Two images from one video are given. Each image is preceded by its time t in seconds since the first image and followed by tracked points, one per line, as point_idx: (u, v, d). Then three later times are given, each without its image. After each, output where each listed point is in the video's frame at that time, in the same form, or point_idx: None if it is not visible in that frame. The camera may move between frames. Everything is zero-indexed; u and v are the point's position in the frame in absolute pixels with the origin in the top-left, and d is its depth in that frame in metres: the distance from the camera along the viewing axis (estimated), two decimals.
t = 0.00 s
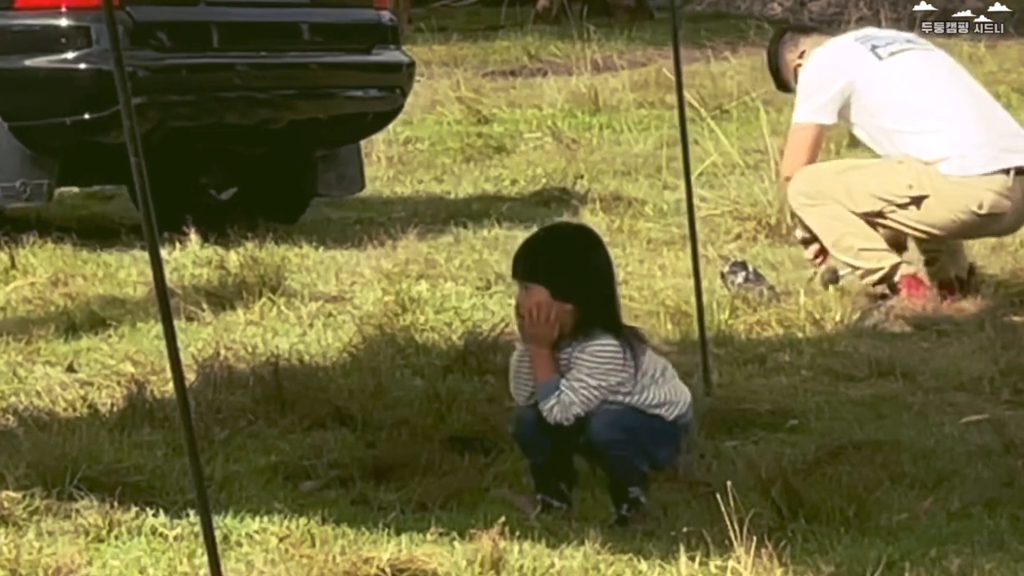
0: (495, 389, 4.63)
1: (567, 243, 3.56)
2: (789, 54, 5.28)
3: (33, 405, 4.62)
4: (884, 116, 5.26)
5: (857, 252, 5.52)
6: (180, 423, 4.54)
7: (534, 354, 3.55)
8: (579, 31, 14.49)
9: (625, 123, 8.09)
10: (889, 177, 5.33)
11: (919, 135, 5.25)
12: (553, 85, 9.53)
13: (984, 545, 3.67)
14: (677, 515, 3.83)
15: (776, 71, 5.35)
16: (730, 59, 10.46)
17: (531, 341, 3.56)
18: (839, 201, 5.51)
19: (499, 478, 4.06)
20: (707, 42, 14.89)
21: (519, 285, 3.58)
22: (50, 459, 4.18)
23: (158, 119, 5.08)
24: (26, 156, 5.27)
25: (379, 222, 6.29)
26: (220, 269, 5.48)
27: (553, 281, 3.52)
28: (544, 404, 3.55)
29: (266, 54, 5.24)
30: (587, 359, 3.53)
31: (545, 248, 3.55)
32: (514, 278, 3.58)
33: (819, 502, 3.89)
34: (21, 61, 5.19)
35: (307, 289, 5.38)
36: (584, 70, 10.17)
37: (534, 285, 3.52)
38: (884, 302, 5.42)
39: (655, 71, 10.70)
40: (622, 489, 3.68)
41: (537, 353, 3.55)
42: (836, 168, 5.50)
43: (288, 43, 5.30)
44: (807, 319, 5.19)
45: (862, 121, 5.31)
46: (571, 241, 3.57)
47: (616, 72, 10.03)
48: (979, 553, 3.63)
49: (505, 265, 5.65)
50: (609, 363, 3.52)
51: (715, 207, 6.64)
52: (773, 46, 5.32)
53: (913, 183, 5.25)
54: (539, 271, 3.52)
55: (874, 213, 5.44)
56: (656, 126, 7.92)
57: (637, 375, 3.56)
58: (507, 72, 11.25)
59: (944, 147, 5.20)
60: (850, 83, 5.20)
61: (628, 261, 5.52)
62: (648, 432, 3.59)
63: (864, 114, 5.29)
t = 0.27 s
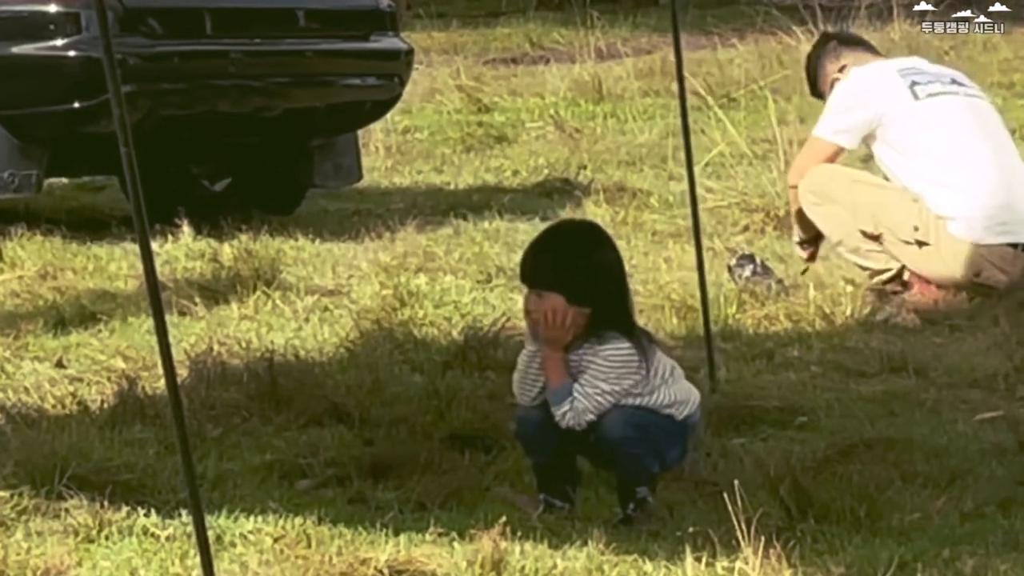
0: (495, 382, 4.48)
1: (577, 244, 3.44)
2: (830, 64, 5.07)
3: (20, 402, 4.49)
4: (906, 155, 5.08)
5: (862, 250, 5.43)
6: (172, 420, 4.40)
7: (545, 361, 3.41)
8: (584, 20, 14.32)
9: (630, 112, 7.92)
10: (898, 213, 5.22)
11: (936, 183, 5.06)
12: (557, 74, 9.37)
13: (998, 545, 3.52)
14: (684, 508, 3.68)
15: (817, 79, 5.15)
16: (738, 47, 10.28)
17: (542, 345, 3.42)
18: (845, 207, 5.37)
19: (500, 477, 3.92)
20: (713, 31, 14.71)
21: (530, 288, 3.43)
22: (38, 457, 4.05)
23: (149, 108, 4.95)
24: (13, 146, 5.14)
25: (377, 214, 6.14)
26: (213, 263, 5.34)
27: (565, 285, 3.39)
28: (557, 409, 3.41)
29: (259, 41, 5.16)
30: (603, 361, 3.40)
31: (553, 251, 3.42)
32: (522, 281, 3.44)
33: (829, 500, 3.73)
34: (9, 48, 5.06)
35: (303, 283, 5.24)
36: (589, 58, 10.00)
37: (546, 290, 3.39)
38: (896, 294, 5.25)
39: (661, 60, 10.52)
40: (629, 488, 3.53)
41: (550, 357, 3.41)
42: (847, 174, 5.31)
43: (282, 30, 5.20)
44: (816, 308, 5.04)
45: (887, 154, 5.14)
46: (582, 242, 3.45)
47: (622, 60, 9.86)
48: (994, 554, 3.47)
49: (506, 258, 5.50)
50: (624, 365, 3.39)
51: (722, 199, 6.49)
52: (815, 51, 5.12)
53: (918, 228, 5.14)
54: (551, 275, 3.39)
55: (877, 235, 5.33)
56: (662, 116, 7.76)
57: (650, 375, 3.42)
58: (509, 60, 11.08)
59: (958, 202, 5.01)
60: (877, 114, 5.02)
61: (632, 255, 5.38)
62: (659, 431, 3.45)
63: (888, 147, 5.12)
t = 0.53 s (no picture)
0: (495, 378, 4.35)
1: (581, 241, 3.31)
2: (854, 44, 4.85)
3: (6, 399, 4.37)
4: (931, 137, 4.85)
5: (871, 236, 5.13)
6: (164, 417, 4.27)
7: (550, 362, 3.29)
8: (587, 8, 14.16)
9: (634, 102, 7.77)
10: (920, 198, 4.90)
11: (961, 166, 4.83)
12: (561, 62, 9.21)
13: (1012, 545, 3.37)
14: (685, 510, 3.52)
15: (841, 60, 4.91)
16: (744, 35, 10.12)
17: (547, 346, 3.30)
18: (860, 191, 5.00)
19: (501, 476, 3.79)
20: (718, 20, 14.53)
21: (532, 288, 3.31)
22: (26, 456, 3.93)
23: (141, 97, 4.82)
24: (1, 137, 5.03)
25: (375, 207, 6.00)
26: (206, 256, 5.20)
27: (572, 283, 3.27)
28: (563, 413, 3.30)
29: (254, 28, 5.07)
30: (609, 363, 3.27)
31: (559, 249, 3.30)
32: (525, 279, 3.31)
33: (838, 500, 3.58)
34: None
35: (298, 277, 5.10)
36: (593, 46, 9.84)
37: (551, 290, 3.27)
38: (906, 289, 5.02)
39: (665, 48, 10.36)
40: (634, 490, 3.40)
41: (556, 358, 3.29)
42: (866, 157, 4.94)
43: (277, 18, 5.11)
44: (825, 301, 4.90)
45: (907, 137, 4.91)
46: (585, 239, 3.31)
47: (627, 47, 9.70)
48: (1008, 554, 3.33)
49: (508, 251, 5.35)
50: (628, 365, 3.26)
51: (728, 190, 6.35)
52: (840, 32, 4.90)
53: (943, 212, 4.85)
54: (557, 274, 3.27)
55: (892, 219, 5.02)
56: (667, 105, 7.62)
57: (653, 372, 3.29)
58: (511, 48, 10.93)
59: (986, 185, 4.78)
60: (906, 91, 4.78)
61: (637, 248, 5.25)
62: (663, 429, 3.31)
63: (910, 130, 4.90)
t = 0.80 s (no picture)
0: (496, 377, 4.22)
1: (577, 238, 3.19)
2: (873, 30, 4.70)
3: None
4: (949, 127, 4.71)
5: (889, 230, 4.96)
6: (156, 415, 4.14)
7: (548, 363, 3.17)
8: None
9: (637, 92, 7.63)
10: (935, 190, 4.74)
11: (975, 158, 4.70)
12: (562, 49, 9.08)
13: None
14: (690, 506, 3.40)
15: (860, 46, 4.77)
16: (748, 23, 10.00)
17: (545, 348, 3.18)
18: (876, 181, 4.84)
19: (501, 474, 3.68)
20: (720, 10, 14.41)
21: (527, 289, 3.19)
22: (13, 454, 3.81)
23: (133, 85, 4.71)
24: None
25: (371, 200, 5.89)
26: (199, 248, 5.08)
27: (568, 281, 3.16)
28: (564, 416, 3.17)
29: (248, 15, 4.95)
30: (609, 363, 3.15)
31: (554, 246, 3.18)
32: (520, 279, 3.20)
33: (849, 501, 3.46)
34: None
35: (294, 270, 4.99)
36: (595, 33, 9.71)
37: (547, 289, 3.15)
38: (918, 285, 4.89)
39: (667, 35, 10.24)
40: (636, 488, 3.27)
41: (554, 359, 3.17)
42: (881, 145, 4.78)
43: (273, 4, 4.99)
44: (834, 295, 4.78)
45: (925, 128, 4.79)
46: (581, 235, 3.19)
47: (628, 35, 9.57)
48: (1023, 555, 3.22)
49: (507, 244, 5.23)
50: (630, 364, 3.14)
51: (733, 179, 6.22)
52: (858, 16, 4.75)
53: (959, 204, 4.69)
54: (553, 273, 3.15)
55: (908, 211, 4.85)
56: (670, 97, 7.50)
57: (656, 371, 3.17)
58: (511, 36, 10.80)
59: (1003, 177, 4.64)
60: (925, 79, 4.65)
61: (641, 242, 5.12)
62: (666, 429, 3.19)
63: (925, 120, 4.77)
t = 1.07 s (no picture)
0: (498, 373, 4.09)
1: (577, 234, 3.05)
2: (886, 19, 4.57)
3: None
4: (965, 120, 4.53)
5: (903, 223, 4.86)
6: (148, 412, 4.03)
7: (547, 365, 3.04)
8: None
9: (641, 81, 7.50)
10: (950, 180, 4.61)
11: (990, 151, 4.48)
12: (563, 36, 8.96)
13: None
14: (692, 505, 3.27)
15: (873, 34, 4.64)
16: (753, 10, 9.87)
17: (544, 348, 3.05)
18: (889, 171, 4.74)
19: (502, 473, 3.56)
20: None
21: (524, 289, 3.05)
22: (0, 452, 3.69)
23: (124, 73, 4.61)
24: None
25: (369, 191, 5.78)
26: (193, 241, 4.97)
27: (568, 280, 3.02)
28: (564, 419, 3.05)
29: (242, 3, 4.85)
30: (610, 365, 3.03)
31: (553, 243, 3.04)
32: (517, 277, 3.06)
33: (861, 500, 3.33)
34: None
35: (290, 263, 4.88)
36: (597, 22, 9.58)
37: (547, 288, 3.01)
38: (931, 279, 4.78)
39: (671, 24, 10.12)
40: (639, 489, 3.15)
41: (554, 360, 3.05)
42: (897, 135, 4.68)
43: None
44: (844, 288, 4.66)
45: (942, 121, 4.62)
46: (582, 231, 3.05)
47: (632, 23, 9.44)
48: None
49: (509, 237, 5.11)
50: (633, 365, 3.02)
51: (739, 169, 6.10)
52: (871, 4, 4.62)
53: (974, 195, 4.54)
54: (553, 271, 3.02)
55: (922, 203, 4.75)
56: (675, 86, 7.38)
57: (659, 372, 3.04)
58: (512, 23, 10.68)
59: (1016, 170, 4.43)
60: (937, 68, 4.49)
61: (645, 235, 5.00)
62: (668, 431, 3.07)
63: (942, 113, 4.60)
